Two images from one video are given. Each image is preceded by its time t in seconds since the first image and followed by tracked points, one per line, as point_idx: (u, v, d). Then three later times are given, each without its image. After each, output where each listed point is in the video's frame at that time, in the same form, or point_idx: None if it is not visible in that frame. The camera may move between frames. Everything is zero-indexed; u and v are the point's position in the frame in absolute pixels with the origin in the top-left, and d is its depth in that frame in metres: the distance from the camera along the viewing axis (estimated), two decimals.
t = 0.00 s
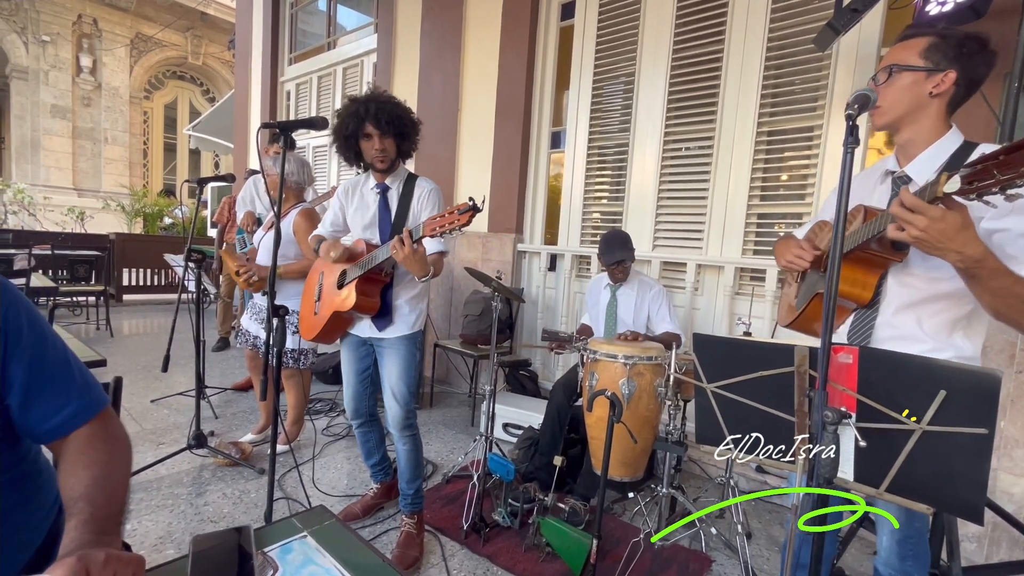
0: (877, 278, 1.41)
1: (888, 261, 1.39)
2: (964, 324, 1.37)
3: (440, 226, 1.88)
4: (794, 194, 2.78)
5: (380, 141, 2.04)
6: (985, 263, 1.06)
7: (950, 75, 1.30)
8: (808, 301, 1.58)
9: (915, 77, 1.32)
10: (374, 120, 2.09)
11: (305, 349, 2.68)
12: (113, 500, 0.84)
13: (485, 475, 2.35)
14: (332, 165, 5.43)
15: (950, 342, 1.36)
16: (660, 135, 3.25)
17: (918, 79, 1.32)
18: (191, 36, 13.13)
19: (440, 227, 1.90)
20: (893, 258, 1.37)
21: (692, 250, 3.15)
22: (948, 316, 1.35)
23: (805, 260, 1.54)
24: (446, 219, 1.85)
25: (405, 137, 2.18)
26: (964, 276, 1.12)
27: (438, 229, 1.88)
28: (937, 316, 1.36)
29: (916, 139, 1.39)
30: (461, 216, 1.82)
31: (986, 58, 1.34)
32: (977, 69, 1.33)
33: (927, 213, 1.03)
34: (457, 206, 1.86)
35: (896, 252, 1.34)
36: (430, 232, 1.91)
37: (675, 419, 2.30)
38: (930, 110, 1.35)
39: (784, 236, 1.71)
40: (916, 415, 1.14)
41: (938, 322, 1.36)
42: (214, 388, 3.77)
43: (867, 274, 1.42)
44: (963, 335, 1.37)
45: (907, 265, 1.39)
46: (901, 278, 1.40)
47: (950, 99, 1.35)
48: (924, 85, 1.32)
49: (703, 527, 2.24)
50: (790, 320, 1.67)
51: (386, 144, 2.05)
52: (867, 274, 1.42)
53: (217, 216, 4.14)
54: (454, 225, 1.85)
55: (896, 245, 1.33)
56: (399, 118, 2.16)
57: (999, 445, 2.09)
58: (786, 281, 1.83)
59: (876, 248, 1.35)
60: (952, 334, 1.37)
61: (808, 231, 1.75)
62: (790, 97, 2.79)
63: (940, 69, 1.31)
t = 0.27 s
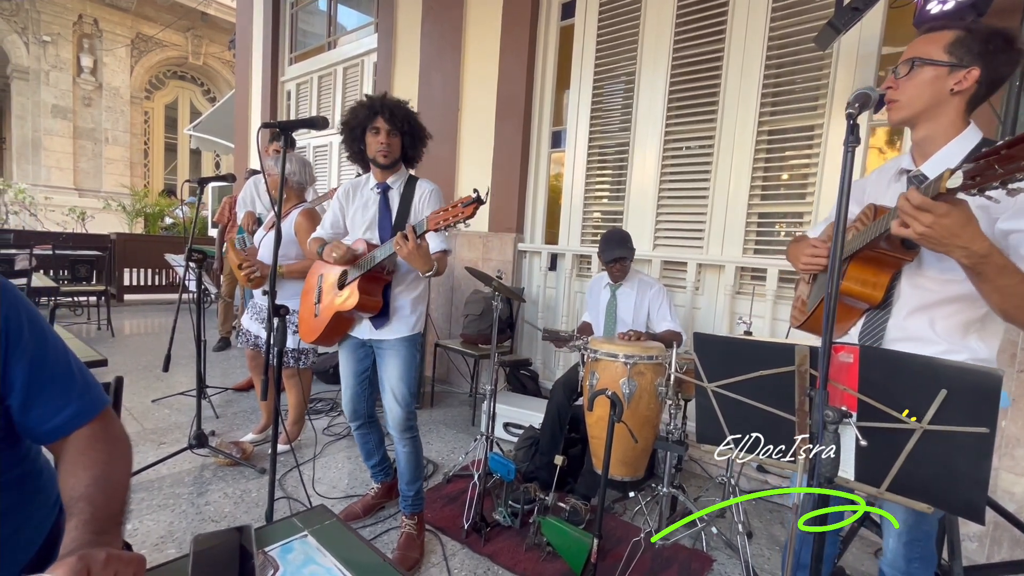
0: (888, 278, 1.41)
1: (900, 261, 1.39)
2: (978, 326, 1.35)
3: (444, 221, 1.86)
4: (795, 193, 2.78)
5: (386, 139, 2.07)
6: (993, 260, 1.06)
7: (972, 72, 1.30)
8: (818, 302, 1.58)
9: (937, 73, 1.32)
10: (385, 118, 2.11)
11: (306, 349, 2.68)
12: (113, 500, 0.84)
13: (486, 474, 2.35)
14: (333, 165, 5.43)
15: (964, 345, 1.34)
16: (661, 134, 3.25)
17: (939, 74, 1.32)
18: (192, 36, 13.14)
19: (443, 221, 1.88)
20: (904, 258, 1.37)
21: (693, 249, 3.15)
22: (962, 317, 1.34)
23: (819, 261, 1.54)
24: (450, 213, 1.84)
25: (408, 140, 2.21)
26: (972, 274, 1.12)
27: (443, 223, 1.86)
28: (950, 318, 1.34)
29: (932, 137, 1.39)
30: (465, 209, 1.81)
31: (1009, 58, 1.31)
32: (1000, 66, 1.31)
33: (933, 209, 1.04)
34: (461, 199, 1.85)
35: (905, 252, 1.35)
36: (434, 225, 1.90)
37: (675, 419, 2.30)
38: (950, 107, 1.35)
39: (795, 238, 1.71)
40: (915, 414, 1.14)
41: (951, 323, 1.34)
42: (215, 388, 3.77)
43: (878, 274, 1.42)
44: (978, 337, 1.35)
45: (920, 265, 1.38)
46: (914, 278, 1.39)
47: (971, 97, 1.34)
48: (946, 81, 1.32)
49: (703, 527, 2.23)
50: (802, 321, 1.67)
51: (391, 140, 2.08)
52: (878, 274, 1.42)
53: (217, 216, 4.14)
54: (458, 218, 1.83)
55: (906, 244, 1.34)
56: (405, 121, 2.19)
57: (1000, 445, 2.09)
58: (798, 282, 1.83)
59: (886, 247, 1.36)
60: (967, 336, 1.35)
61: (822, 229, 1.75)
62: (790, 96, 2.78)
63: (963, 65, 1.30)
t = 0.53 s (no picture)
0: (893, 278, 1.41)
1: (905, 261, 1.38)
2: (982, 327, 1.35)
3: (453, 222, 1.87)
4: (795, 192, 2.78)
5: (390, 137, 2.07)
6: (997, 261, 1.07)
7: (988, 73, 1.30)
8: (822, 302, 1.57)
9: (953, 72, 1.32)
10: (389, 117, 2.13)
11: (307, 348, 2.68)
12: (114, 500, 0.84)
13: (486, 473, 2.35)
14: (333, 164, 5.43)
15: (969, 345, 1.34)
16: (661, 133, 3.24)
17: (955, 74, 1.32)
18: (192, 36, 13.14)
19: (452, 223, 1.90)
20: (911, 258, 1.36)
21: (693, 249, 3.15)
22: (966, 318, 1.34)
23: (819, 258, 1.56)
24: (458, 215, 1.84)
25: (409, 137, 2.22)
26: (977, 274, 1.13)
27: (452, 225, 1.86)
28: (954, 318, 1.35)
29: (942, 137, 1.39)
30: (474, 211, 1.81)
31: None
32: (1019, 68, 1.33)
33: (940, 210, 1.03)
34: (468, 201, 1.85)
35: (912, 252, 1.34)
36: (443, 228, 1.91)
37: (676, 418, 2.31)
38: (962, 107, 1.35)
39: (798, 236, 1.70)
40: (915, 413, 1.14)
41: (954, 323, 1.35)
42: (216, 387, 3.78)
43: (883, 274, 1.42)
44: (982, 337, 1.35)
45: (925, 265, 1.38)
46: (919, 277, 1.40)
47: (984, 98, 1.35)
48: (960, 81, 1.32)
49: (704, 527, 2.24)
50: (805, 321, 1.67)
51: (395, 138, 2.08)
52: (883, 274, 1.42)
53: (218, 216, 4.14)
54: (467, 221, 1.84)
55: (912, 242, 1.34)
56: (408, 121, 2.21)
57: (1001, 444, 2.09)
58: (802, 281, 1.82)
59: (892, 246, 1.35)
60: (970, 337, 1.35)
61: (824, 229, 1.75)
62: (791, 95, 2.78)
63: (980, 65, 1.30)
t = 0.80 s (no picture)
0: (886, 274, 1.40)
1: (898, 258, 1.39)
2: (974, 326, 1.36)
3: (460, 215, 1.86)
4: (795, 192, 2.78)
5: (398, 136, 2.08)
6: (997, 253, 1.07)
7: (985, 72, 1.30)
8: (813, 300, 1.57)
9: (950, 70, 1.32)
10: (400, 117, 2.14)
11: (307, 348, 2.68)
12: (114, 501, 0.84)
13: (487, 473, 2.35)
14: (333, 165, 5.43)
15: (961, 343, 1.35)
16: (661, 133, 3.24)
17: (953, 72, 1.32)
18: (192, 36, 13.13)
19: (460, 215, 1.87)
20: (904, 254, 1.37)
21: (693, 249, 3.15)
22: (959, 315, 1.35)
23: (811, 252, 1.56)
24: (467, 207, 1.83)
25: (419, 140, 2.23)
26: (973, 266, 1.13)
27: (459, 218, 1.86)
28: (948, 316, 1.35)
29: (937, 135, 1.40)
30: (482, 203, 1.81)
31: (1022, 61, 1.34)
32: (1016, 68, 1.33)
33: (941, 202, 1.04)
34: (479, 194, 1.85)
35: (905, 248, 1.36)
36: (450, 220, 1.89)
37: (676, 417, 2.31)
38: (958, 105, 1.35)
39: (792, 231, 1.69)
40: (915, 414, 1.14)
41: (948, 321, 1.35)
42: (216, 388, 3.78)
43: (876, 270, 1.42)
44: (973, 336, 1.36)
45: (920, 261, 1.39)
46: (913, 273, 1.40)
47: (979, 97, 1.35)
48: (958, 79, 1.32)
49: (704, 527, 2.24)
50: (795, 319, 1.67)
51: (402, 137, 2.09)
52: (876, 269, 1.42)
53: (218, 216, 4.15)
54: (475, 213, 1.83)
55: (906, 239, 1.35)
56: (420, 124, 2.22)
57: (1000, 443, 2.09)
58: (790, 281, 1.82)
59: (886, 241, 1.37)
60: (963, 335, 1.36)
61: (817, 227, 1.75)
62: (791, 95, 2.78)
63: (976, 64, 1.31)
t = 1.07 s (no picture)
0: (878, 274, 1.41)
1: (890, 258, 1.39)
2: (966, 322, 1.37)
3: (466, 219, 1.87)
4: (795, 191, 2.78)
5: (396, 136, 2.07)
6: (982, 256, 1.07)
7: (972, 73, 1.31)
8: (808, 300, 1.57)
9: (938, 71, 1.33)
10: (397, 116, 2.13)
11: (307, 348, 2.68)
12: (115, 502, 0.84)
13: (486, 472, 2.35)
14: (332, 164, 5.43)
15: (955, 340, 1.35)
16: (661, 132, 3.24)
17: (941, 73, 1.32)
18: (191, 36, 13.13)
19: (466, 220, 1.88)
20: (895, 254, 1.37)
21: (693, 248, 3.15)
22: (952, 313, 1.35)
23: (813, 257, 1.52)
24: (474, 212, 1.84)
25: (417, 138, 2.22)
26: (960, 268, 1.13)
27: (465, 222, 1.86)
28: (941, 314, 1.35)
29: (925, 135, 1.40)
30: (489, 208, 1.82)
31: (1004, 63, 1.34)
32: (997, 71, 1.35)
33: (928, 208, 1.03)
34: (484, 198, 1.85)
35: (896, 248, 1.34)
36: (456, 225, 1.89)
37: (677, 417, 2.31)
38: (946, 105, 1.36)
39: (787, 235, 1.73)
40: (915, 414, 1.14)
41: (941, 318, 1.36)
42: (216, 388, 3.77)
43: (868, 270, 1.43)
44: (967, 332, 1.36)
45: (910, 261, 1.39)
46: (906, 274, 1.40)
47: (967, 98, 1.36)
48: (947, 80, 1.32)
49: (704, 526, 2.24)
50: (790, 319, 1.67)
51: (400, 137, 2.08)
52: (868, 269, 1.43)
53: (218, 216, 4.14)
54: (481, 218, 1.85)
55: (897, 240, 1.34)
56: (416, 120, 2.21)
57: (1000, 442, 2.09)
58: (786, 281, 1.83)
59: (878, 242, 1.35)
60: (957, 332, 1.37)
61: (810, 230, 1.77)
62: (791, 94, 2.78)
63: (963, 66, 1.31)
